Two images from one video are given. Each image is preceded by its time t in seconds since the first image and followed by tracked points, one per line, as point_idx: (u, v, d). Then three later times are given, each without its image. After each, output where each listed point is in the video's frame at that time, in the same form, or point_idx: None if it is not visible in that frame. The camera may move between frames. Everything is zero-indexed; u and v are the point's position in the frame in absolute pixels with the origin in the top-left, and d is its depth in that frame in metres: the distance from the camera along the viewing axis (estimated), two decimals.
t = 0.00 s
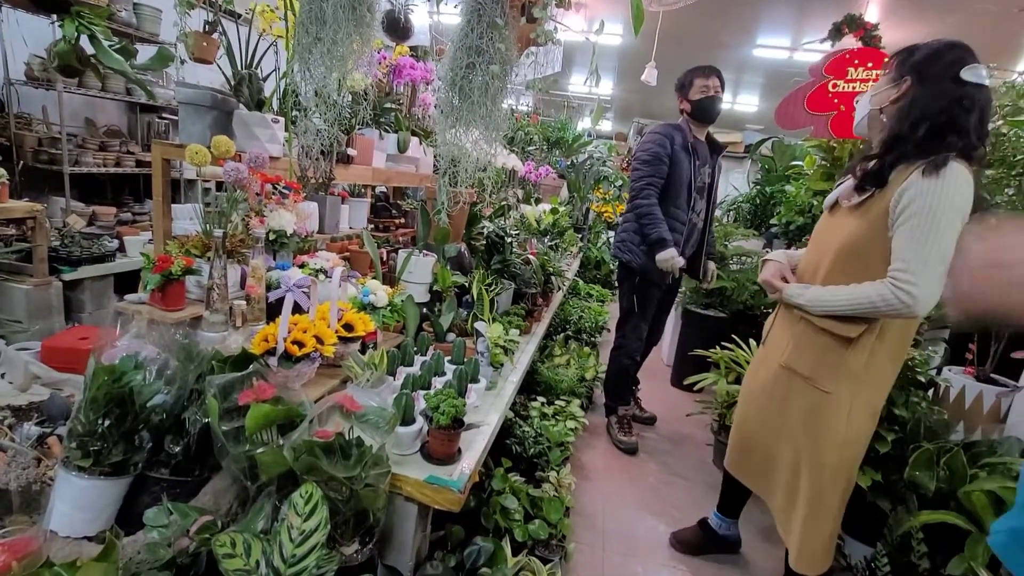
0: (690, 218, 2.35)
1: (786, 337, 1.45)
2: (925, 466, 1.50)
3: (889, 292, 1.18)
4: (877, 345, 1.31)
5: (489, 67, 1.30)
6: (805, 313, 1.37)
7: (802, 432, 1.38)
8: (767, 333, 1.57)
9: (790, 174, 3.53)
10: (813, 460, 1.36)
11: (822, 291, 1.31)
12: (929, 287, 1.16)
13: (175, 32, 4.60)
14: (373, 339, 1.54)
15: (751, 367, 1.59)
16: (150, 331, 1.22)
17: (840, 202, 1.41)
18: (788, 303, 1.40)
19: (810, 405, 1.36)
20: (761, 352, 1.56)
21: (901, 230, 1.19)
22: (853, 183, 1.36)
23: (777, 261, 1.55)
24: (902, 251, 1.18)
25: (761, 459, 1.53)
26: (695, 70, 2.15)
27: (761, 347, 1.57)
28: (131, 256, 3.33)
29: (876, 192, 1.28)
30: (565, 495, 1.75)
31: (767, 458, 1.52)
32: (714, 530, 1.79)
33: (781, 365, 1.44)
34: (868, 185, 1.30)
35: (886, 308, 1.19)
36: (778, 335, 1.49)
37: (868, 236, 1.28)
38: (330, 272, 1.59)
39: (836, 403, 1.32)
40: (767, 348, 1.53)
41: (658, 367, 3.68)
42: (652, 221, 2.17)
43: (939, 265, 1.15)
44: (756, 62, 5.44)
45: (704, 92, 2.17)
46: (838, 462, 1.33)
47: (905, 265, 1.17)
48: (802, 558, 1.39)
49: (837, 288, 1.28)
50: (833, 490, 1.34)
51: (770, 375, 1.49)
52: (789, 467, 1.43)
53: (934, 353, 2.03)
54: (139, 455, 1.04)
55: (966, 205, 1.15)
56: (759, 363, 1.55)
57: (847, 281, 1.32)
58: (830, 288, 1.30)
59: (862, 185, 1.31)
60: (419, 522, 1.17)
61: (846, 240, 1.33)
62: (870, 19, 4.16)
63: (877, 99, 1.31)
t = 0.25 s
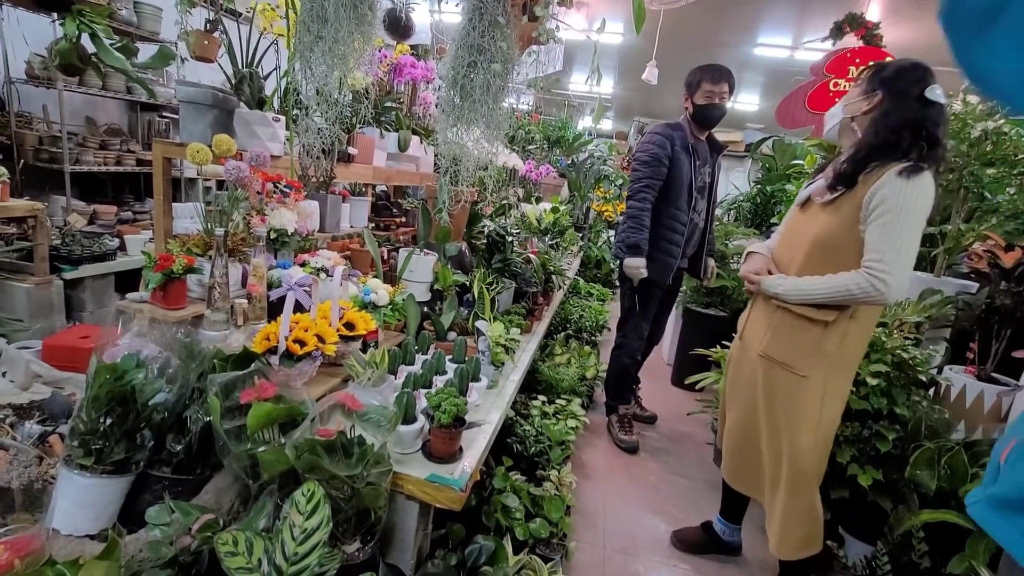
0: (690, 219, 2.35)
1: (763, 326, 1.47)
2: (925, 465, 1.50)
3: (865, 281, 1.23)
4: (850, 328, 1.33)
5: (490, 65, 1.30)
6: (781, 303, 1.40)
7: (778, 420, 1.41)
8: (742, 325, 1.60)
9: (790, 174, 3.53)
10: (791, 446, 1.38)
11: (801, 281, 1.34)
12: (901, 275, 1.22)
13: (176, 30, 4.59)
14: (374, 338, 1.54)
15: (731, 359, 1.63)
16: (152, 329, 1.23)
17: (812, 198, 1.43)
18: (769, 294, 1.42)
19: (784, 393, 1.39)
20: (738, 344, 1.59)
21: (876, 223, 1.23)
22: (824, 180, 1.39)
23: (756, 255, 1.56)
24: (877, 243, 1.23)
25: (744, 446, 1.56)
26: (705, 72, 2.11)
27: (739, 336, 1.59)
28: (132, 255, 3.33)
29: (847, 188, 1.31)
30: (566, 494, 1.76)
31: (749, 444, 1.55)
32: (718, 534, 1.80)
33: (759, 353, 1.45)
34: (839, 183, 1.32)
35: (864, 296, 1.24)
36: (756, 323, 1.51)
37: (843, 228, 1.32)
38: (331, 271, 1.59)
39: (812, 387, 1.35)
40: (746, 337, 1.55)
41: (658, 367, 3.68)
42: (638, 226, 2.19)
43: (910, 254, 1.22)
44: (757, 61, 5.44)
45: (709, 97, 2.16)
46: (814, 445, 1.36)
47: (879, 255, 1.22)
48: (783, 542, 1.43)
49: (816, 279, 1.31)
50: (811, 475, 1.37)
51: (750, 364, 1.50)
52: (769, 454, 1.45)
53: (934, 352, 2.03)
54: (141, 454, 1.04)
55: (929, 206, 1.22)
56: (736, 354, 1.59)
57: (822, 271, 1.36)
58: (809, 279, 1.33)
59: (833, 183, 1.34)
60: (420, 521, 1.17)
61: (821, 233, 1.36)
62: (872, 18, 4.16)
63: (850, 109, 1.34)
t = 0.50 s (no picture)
0: (689, 220, 2.35)
1: (760, 320, 1.48)
2: (925, 465, 1.51)
3: (866, 270, 1.26)
4: (848, 317, 1.37)
5: (491, 65, 1.30)
6: (780, 295, 1.40)
7: (782, 409, 1.41)
8: (733, 322, 1.60)
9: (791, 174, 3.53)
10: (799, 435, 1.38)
11: (801, 275, 1.35)
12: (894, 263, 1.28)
13: (177, 30, 4.59)
14: (374, 337, 1.54)
15: (723, 356, 1.62)
16: (152, 329, 1.23)
17: (792, 202, 1.45)
18: (769, 290, 1.41)
19: (789, 381, 1.39)
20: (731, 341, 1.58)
21: (866, 218, 1.27)
22: (804, 185, 1.41)
23: (745, 260, 1.54)
24: (872, 234, 1.26)
25: (745, 441, 1.54)
26: (703, 70, 2.12)
27: (730, 333, 1.59)
28: (132, 254, 3.34)
29: (831, 187, 1.34)
30: (565, 493, 1.76)
31: (749, 439, 1.53)
32: (718, 534, 1.80)
33: (760, 346, 1.46)
34: (823, 184, 1.35)
35: (865, 284, 1.28)
36: (751, 318, 1.52)
37: (834, 224, 1.34)
38: (331, 270, 1.59)
39: (818, 374, 1.36)
40: (739, 333, 1.55)
41: (659, 366, 3.68)
42: (631, 227, 2.19)
43: (898, 243, 1.27)
44: (757, 60, 5.44)
45: (708, 95, 2.16)
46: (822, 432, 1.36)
47: (875, 245, 1.26)
48: (795, 535, 1.38)
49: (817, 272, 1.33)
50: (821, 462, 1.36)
51: (749, 358, 1.50)
52: (773, 445, 1.44)
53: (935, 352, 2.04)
54: (142, 453, 1.04)
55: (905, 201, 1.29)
56: (730, 350, 1.58)
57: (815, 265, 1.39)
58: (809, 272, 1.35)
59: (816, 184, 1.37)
60: (420, 520, 1.17)
61: (810, 231, 1.38)
62: (873, 18, 4.15)
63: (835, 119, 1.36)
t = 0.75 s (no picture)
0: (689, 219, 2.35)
1: (780, 322, 1.45)
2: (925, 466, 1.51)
3: (885, 261, 1.29)
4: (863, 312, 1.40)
5: (492, 64, 1.30)
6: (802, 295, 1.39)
7: (810, 408, 1.39)
8: (738, 325, 1.58)
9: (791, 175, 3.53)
10: (829, 434, 1.37)
11: (823, 272, 1.35)
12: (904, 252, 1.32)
13: (178, 29, 4.59)
14: (374, 337, 1.54)
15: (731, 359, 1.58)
16: (153, 328, 1.23)
17: (785, 202, 1.45)
18: (791, 291, 1.39)
19: (817, 378, 1.38)
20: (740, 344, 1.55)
21: (870, 211, 1.31)
22: (797, 186, 1.41)
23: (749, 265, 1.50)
24: (883, 226, 1.30)
25: (765, 443, 1.51)
26: (695, 68, 2.15)
27: (742, 339, 1.55)
28: (133, 253, 3.34)
29: (829, 185, 1.38)
30: (565, 493, 1.76)
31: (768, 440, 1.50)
32: (718, 534, 1.80)
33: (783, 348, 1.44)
34: (818, 183, 1.38)
35: (886, 274, 1.31)
36: (766, 321, 1.49)
37: (841, 220, 1.37)
38: (332, 269, 1.59)
39: (845, 371, 1.36)
40: (754, 337, 1.52)
41: (659, 367, 3.68)
42: (642, 228, 2.19)
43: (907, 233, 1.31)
44: (758, 61, 5.44)
45: (704, 90, 2.17)
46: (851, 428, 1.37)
47: (888, 237, 1.29)
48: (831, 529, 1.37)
49: (839, 267, 1.34)
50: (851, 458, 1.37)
51: (769, 361, 1.47)
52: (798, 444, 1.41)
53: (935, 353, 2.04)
54: (142, 451, 1.04)
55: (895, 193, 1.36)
56: (740, 352, 1.55)
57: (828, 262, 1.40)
58: (830, 268, 1.35)
59: (815, 183, 1.39)
60: (420, 520, 1.17)
61: (816, 229, 1.39)
62: (874, 18, 4.15)
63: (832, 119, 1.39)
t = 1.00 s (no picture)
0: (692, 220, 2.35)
1: (794, 327, 1.44)
2: (928, 468, 1.50)
3: (902, 265, 1.30)
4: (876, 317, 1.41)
5: (496, 62, 1.30)
6: (817, 300, 1.39)
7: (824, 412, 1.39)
8: (749, 328, 1.57)
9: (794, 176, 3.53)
10: (842, 439, 1.37)
11: (840, 277, 1.35)
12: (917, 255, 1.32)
13: (180, 26, 4.59)
14: (376, 335, 1.55)
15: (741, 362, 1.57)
16: (154, 325, 1.23)
17: (796, 206, 1.44)
18: (807, 296, 1.38)
19: (832, 384, 1.38)
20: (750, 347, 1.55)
21: (884, 214, 1.31)
22: (808, 189, 1.40)
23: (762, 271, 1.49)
24: (898, 229, 1.30)
25: (776, 446, 1.51)
26: (695, 67, 2.15)
27: (753, 344, 1.54)
28: (134, 250, 3.34)
29: (841, 188, 1.37)
30: (566, 494, 1.76)
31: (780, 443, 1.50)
32: (719, 536, 1.80)
33: (798, 354, 1.43)
34: (830, 186, 1.38)
35: (903, 278, 1.31)
36: (779, 327, 1.48)
37: (855, 223, 1.37)
38: (334, 267, 1.59)
39: (859, 376, 1.37)
40: (767, 342, 1.50)
41: (660, 368, 3.67)
42: (646, 229, 2.18)
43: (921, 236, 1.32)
44: (761, 62, 5.43)
45: (705, 89, 2.16)
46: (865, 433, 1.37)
47: (903, 240, 1.30)
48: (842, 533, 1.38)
49: (855, 272, 1.34)
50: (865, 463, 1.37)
51: (783, 366, 1.47)
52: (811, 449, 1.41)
53: (938, 356, 2.03)
54: (142, 449, 1.03)
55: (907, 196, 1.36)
56: (751, 356, 1.54)
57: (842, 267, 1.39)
58: (846, 273, 1.35)
59: (827, 186, 1.38)
60: (421, 519, 1.17)
61: (831, 233, 1.39)
62: (878, 20, 4.14)
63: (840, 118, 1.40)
